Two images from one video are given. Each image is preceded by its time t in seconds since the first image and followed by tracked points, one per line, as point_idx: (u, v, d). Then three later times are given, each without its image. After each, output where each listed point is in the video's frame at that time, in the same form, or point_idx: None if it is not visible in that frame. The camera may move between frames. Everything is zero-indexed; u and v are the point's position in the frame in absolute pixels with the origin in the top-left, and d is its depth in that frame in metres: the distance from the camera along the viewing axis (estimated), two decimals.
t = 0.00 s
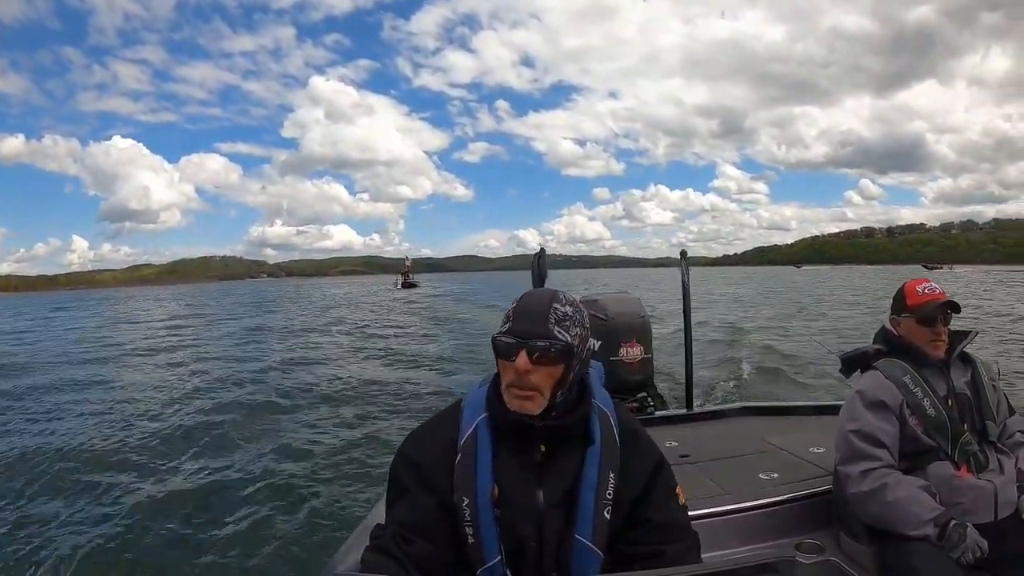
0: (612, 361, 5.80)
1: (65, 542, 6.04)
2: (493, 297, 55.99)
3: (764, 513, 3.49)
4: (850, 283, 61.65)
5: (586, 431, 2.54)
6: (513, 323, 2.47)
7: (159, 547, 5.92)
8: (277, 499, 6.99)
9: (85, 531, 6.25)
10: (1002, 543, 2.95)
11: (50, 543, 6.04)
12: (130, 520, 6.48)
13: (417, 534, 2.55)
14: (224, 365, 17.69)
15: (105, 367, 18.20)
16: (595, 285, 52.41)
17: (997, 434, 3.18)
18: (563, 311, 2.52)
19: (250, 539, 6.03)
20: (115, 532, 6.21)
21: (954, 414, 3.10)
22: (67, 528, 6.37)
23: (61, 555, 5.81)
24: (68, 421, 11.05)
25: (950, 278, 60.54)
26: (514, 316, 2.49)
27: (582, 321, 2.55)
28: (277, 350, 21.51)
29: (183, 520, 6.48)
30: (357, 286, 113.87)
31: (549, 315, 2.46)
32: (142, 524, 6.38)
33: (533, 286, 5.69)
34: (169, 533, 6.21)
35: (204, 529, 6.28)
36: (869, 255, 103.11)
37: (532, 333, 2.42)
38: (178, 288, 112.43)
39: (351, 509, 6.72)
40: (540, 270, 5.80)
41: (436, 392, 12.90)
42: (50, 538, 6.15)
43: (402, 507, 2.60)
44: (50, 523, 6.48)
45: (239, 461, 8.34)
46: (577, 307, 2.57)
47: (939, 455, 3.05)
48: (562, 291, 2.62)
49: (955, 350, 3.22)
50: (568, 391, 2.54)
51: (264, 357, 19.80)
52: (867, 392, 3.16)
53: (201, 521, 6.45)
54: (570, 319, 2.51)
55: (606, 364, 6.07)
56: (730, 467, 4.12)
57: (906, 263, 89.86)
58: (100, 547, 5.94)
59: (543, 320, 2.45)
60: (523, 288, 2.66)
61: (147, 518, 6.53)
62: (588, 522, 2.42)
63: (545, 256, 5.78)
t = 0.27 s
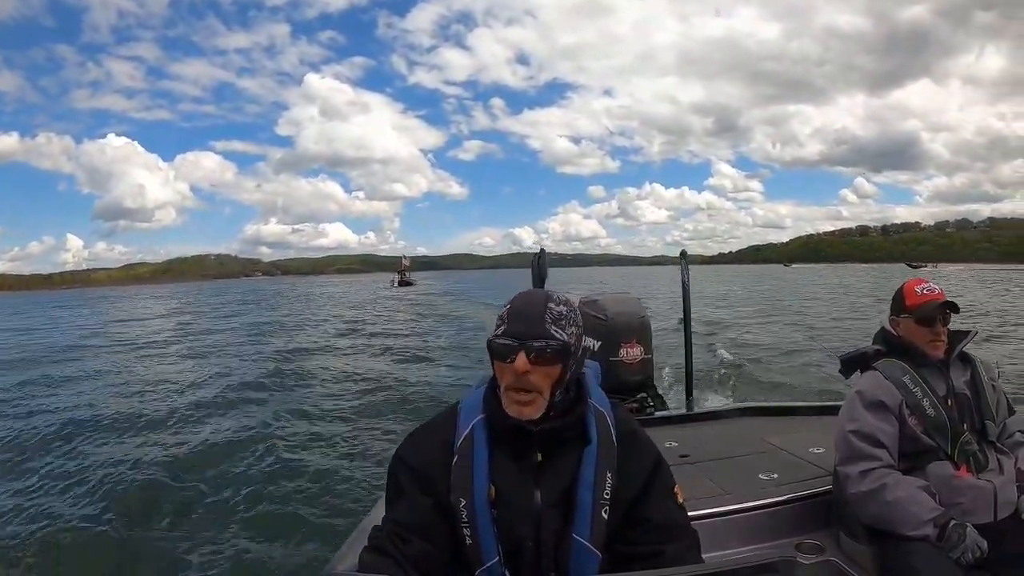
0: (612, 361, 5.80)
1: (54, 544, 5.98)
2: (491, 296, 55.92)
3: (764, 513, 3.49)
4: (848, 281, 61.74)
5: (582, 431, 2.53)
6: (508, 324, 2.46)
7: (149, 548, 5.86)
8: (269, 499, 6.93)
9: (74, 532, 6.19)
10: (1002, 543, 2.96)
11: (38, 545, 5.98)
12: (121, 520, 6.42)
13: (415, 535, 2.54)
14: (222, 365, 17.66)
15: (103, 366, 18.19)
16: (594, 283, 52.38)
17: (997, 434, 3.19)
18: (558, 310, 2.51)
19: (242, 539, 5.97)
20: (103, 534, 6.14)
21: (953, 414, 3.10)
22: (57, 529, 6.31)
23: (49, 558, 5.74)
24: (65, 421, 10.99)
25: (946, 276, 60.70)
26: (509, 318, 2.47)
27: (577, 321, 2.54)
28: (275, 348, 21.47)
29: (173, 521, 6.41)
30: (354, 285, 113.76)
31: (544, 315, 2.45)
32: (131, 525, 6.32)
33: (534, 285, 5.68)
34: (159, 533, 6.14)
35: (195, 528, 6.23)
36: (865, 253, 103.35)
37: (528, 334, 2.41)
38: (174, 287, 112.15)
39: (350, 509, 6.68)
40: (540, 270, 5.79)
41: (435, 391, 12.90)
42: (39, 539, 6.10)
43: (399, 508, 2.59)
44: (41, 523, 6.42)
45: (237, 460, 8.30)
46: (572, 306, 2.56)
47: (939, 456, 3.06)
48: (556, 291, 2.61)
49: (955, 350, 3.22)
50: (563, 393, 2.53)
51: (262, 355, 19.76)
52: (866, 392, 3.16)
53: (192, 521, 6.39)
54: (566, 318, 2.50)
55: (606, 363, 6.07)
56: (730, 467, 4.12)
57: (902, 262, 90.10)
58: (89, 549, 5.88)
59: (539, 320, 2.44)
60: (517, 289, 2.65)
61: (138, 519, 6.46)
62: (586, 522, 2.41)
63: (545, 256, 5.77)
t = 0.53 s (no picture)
0: (611, 362, 5.79)
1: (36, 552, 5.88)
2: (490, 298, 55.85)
3: (764, 513, 3.48)
4: (845, 280, 61.82)
5: (579, 429, 2.52)
6: (506, 324, 2.44)
7: (132, 557, 5.74)
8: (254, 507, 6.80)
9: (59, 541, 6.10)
10: (1002, 544, 2.95)
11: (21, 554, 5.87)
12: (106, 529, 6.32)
13: (414, 535, 2.52)
14: (219, 368, 17.61)
15: (102, 370, 18.17)
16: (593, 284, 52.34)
17: (997, 434, 3.18)
18: (553, 306, 2.52)
19: (231, 548, 5.88)
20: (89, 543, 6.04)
21: (954, 413, 3.10)
22: (40, 538, 6.21)
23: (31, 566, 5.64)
24: (61, 426, 10.94)
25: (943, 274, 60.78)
26: (507, 317, 2.45)
27: (573, 313, 2.55)
28: (273, 352, 21.41)
29: (156, 530, 6.29)
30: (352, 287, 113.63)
31: (542, 312, 2.45)
32: (115, 534, 6.22)
33: (533, 286, 5.67)
34: (142, 544, 6.01)
35: (179, 536, 6.13)
36: (862, 252, 103.57)
37: (528, 331, 2.40)
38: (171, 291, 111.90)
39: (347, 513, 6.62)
40: (540, 270, 5.78)
41: (435, 392, 12.88)
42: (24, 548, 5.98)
43: (398, 508, 2.57)
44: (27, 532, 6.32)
45: (234, 465, 8.22)
46: (567, 301, 2.57)
47: (939, 455, 3.05)
48: (550, 289, 2.61)
49: (955, 351, 3.22)
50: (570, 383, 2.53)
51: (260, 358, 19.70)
52: (866, 392, 3.16)
53: (177, 529, 6.30)
54: (562, 311, 2.51)
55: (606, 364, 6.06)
56: (729, 467, 4.11)
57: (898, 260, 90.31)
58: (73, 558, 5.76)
59: (538, 317, 2.43)
60: (507, 291, 2.64)
61: (124, 528, 6.35)
62: (584, 521, 2.40)
63: (545, 257, 5.76)
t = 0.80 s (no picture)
0: (611, 362, 5.79)
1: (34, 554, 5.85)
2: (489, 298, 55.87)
3: (765, 513, 3.47)
4: (844, 280, 61.95)
5: (579, 429, 2.51)
6: (506, 322, 2.43)
7: (130, 559, 5.70)
8: (253, 507, 6.78)
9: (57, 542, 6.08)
10: (1003, 544, 2.94)
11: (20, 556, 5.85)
12: (105, 530, 6.29)
13: (414, 535, 2.51)
14: (219, 370, 17.60)
15: (102, 372, 18.19)
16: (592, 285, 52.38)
17: (997, 433, 3.18)
18: (554, 307, 2.50)
19: (227, 549, 5.84)
20: (86, 545, 6.01)
21: (954, 413, 3.09)
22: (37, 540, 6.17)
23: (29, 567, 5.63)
24: (62, 428, 10.92)
25: (942, 274, 60.86)
26: (506, 315, 2.45)
27: (573, 315, 2.53)
28: (272, 353, 21.41)
29: (154, 531, 6.27)
30: (351, 288, 113.64)
31: (542, 312, 2.44)
32: (119, 532, 6.26)
33: (533, 286, 5.67)
34: (140, 545, 5.98)
35: (177, 537, 6.10)
36: (860, 253, 103.76)
37: (526, 330, 2.39)
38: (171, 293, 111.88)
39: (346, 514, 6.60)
40: (540, 270, 5.78)
41: (435, 393, 12.89)
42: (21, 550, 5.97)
43: (400, 507, 2.56)
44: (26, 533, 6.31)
45: (233, 466, 8.20)
46: (567, 302, 2.55)
47: (940, 454, 3.05)
48: (551, 290, 2.60)
49: (956, 350, 3.22)
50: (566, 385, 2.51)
51: (260, 359, 19.70)
52: (867, 391, 3.15)
53: (175, 530, 6.28)
54: (562, 313, 2.49)
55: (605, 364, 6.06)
56: (729, 467, 4.11)
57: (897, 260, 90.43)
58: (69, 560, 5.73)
59: (537, 316, 2.42)
60: (512, 287, 2.62)
61: (123, 528, 6.34)
62: (585, 520, 2.39)
63: (544, 257, 5.76)
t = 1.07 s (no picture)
0: (611, 361, 5.79)
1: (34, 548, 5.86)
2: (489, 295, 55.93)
3: (764, 513, 3.48)
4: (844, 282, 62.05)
5: (580, 429, 2.52)
6: (514, 320, 2.44)
7: (132, 549, 5.76)
8: (253, 502, 6.79)
9: (57, 536, 6.09)
10: (1003, 544, 2.95)
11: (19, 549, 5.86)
12: (105, 523, 6.30)
13: (415, 535, 2.51)
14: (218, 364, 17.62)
15: (102, 365, 18.25)
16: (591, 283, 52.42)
17: (997, 433, 3.19)
18: (564, 307, 2.52)
19: (227, 544, 5.84)
20: (86, 538, 6.02)
21: (954, 413, 3.10)
22: (38, 533, 6.20)
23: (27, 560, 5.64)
24: (61, 420, 10.94)
25: (942, 277, 60.86)
26: (515, 314, 2.45)
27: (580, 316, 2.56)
28: (272, 348, 21.44)
29: (154, 525, 6.27)
30: (351, 284, 114.01)
31: (551, 311, 2.45)
32: (127, 521, 6.35)
33: (533, 285, 5.68)
34: (140, 539, 5.99)
35: (176, 532, 6.11)
36: (860, 255, 103.83)
37: (537, 330, 2.40)
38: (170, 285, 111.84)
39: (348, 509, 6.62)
40: (540, 269, 5.79)
41: (434, 389, 12.93)
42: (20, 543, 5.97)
43: (400, 507, 2.56)
44: (26, 526, 6.32)
45: (234, 460, 8.22)
46: (575, 303, 2.57)
47: (940, 455, 3.06)
48: (558, 290, 2.61)
49: (956, 350, 3.22)
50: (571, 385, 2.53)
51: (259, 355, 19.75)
52: (866, 391, 3.16)
53: (173, 524, 6.28)
54: (571, 314, 2.51)
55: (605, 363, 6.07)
56: (729, 467, 4.12)
57: (897, 263, 90.47)
58: (70, 552, 5.75)
59: (547, 315, 2.43)
60: (519, 286, 2.63)
61: (123, 522, 6.35)
62: (585, 521, 2.39)
63: (545, 255, 5.77)
